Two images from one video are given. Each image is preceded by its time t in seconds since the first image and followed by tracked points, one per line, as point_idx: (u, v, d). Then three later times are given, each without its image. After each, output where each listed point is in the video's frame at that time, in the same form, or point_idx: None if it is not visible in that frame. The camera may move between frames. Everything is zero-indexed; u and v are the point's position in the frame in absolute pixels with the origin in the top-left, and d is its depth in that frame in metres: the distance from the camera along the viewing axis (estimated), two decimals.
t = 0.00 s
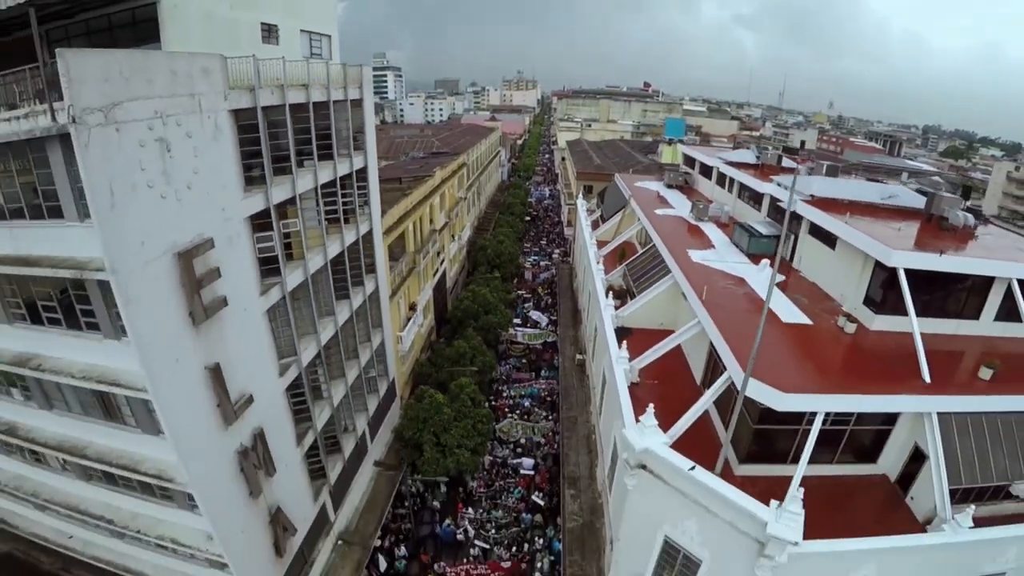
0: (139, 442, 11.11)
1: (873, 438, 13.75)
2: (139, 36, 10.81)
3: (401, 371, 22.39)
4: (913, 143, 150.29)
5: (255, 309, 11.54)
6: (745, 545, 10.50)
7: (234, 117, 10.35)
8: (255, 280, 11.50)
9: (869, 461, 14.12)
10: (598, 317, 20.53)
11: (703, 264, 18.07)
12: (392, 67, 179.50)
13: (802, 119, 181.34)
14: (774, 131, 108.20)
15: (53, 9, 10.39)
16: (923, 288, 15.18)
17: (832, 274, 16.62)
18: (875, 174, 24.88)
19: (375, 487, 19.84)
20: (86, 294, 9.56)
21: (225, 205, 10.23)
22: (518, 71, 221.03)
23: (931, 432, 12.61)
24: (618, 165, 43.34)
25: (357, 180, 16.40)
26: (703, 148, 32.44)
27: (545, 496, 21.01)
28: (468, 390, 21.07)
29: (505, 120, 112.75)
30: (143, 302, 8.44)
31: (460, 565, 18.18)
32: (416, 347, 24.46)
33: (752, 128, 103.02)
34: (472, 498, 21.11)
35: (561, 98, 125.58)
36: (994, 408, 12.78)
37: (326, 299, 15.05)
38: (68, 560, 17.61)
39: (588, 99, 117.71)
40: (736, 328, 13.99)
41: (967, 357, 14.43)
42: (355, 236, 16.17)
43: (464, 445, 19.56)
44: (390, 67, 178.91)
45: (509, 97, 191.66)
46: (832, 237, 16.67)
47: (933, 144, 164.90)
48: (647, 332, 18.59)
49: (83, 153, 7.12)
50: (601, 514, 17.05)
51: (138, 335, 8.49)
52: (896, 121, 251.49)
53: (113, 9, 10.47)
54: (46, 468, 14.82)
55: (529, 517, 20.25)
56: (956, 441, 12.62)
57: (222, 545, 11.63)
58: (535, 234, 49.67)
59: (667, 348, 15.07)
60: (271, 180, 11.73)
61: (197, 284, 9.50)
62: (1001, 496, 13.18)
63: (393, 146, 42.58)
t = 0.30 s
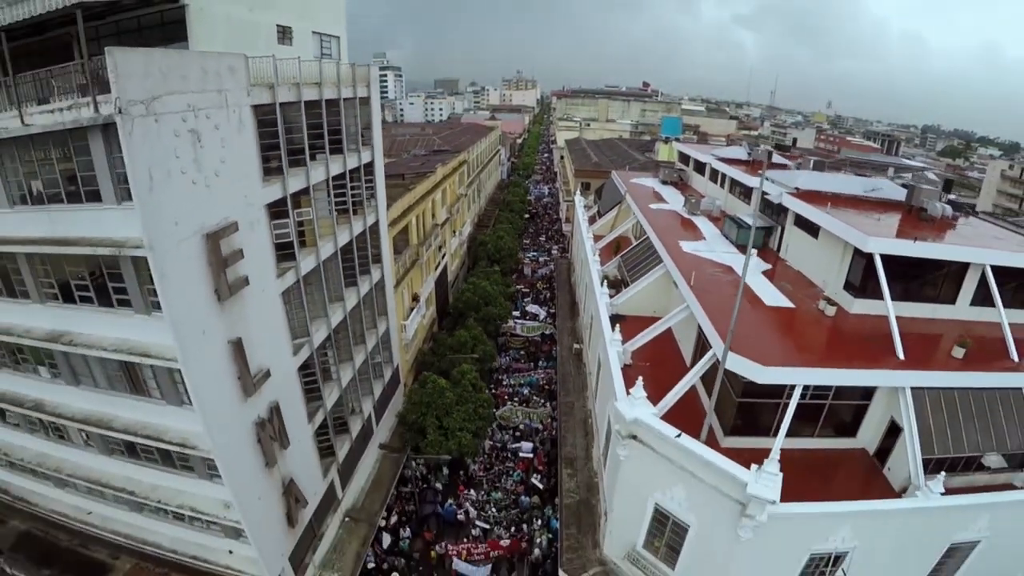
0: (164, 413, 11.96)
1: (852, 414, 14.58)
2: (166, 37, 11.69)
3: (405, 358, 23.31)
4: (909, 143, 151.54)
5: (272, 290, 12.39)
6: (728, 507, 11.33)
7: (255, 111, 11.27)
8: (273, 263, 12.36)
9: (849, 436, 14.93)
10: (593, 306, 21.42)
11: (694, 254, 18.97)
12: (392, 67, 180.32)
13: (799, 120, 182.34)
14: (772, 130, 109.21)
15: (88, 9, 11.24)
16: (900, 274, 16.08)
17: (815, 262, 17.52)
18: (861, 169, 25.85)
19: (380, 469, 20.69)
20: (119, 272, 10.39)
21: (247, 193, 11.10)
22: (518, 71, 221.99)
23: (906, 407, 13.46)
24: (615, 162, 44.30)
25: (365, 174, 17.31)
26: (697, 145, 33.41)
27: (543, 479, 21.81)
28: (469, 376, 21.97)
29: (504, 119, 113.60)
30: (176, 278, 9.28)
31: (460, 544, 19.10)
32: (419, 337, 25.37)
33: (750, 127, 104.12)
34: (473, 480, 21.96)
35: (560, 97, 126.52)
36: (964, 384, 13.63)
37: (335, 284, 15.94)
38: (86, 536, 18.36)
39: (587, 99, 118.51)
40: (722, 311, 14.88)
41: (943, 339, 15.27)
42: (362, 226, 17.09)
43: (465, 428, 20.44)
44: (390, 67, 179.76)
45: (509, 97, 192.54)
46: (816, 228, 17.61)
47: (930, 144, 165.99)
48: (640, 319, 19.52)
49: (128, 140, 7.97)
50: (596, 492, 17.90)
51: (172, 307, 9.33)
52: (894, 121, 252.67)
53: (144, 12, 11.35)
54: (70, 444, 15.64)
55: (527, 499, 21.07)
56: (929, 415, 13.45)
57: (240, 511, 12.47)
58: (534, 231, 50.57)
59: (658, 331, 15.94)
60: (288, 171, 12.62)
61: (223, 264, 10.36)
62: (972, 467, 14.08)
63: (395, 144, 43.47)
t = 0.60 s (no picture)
0: (186, 390, 12.82)
1: (833, 394, 15.43)
2: (189, 40, 12.57)
3: (408, 348, 24.21)
4: (905, 142, 152.76)
5: (287, 276, 13.27)
6: (712, 476, 12.19)
7: (273, 108, 12.20)
8: (287, 251, 13.24)
9: (831, 415, 15.75)
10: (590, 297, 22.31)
11: (685, 246, 19.89)
12: (392, 67, 181.29)
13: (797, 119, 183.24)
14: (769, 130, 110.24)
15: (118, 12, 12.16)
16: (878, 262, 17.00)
17: (800, 252, 18.43)
18: (848, 165, 26.80)
19: (385, 453, 21.56)
20: (148, 256, 11.24)
21: (266, 184, 11.98)
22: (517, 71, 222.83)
23: (882, 385, 14.31)
24: (613, 161, 45.26)
25: (371, 170, 18.21)
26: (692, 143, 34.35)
27: (541, 464, 22.66)
28: (470, 364, 22.88)
29: (504, 118, 114.56)
30: (204, 261, 10.14)
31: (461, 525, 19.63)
32: (421, 328, 26.29)
33: (747, 127, 105.20)
34: (474, 465, 22.82)
35: (559, 97, 127.40)
36: (936, 363, 14.51)
37: (343, 273, 16.81)
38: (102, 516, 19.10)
39: (586, 99, 119.46)
40: (709, 297, 15.80)
41: (919, 324, 16.13)
42: (368, 219, 17.99)
43: (466, 414, 21.36)
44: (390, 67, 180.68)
45: (508, 97, 193.36)
46: (800, 220, 18.53)
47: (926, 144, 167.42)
48: (634, 308, 20.45)
49: (163, 133, 8.85)
50: (592, 472, 18.78)
51: (199, 288, 10.20)
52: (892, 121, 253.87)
53: (170, 15, 12.27)
54: (92, 424, 16.46)
55: (525, 483, 21.89)
56: (904, 392, 14.29)
57: (257, 483, 13.34)
58: (533, 228, 51.51)
59: (649, 317, 16.84)
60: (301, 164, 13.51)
61: (245, 249, 11.23)
62: (947, 444, 14.86)
63: (397, 142, 44.37)
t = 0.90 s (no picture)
0: (200, 375, 13.46)
1: (820, 381, 16.05)
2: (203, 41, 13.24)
3: (410, 341, 24.89)
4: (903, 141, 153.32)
5: (297, 267, 13.93)
6: (702, 455, 12.84)
7: (284, 107, 12.89)
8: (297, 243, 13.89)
9: (818, 401, 16.34)
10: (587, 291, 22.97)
11: (679, 241, 20.56)
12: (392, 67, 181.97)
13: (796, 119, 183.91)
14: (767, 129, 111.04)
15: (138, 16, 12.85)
16: (864, 255, 17.68)
17: (789, 245, 19.13)
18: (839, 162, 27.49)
19: (388, 442, 22.20)
20: (167, 246, 11.89)
21: (278, 178, 12.64)
22: (517, 71, 223.89)
23: (866, 371, 14.96)
24: (611, 159, 45.97)
25: (376, 167, 18.89)
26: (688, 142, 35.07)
27: (540, 454, 23.27)
28: (471, 356, 23.54)
29: (503, 118, 115.10)
30: (221, 250, 10.79)
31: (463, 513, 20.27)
32: (423, 322, 26.96)
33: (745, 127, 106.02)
34: (474, 455, 23.46)
35: (558, 97, 128.15)
36: (917, 350, 15.18)
37: (349, 266, 17.47)
38: (114, 502, 19.68)
39: (585, 99, 120.08)
40: (700, 289, 16.48)
41: (903, 314, 16.77)
42: (372, 215, 18.65)
43: (467, 404, 22.02)
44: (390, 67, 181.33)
45: (508, 97, 194.06)
46: (790, 215, 19.21)
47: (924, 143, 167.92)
48: (629, 300, 21.14)
49: (185, 130, 9.50)
50: (589, 459, 19.45)
51: (217, 276, 10.85)
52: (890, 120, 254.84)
53: (187, 18, 12.97)
54: (106, 410, 17.09)
55: (524, 473, 22.51)
56: (887, 377, 14.93)
57: (268, 465, 14.00)
58: (532, 226, 52.19)
59: (644, 308, 17.51)
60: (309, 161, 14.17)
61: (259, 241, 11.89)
62: (929, 428, 15.44)
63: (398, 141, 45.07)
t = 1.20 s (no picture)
0: (215, 360, 14.21)
1: (805, 368, 16.79)
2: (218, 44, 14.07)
3: (412, 334, 25.67)
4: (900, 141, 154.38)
5: (308, 258, 14.69)
6: (691, 435, 13.59)
7: (296, 106, 13.68)
8: (307, 234, 14.66)
9: (804, 387, 17.08)
10: (584, 285, 23.77)
11: (672, 236, 21.34)
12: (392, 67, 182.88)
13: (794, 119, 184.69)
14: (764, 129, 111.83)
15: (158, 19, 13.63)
16: (848, 248, 18.45)
17: (778, 239, 19.93)
18: (829, 160, 28.27)
19: (391, 431, 22.94)
20: (186, 237, 12.64)
21: (291, 173, 13.43)
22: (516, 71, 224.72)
23: (848, 356, 15.71)
24: (609, 159, 46.78)
25: (380, 164, 19.68)
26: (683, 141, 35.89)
27: (538, 443, 23.97)
28: (471, 348, 24.31)
29: (503, 118, 115.90)
30: (239, 240, 11.57)
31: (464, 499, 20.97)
32: (425, 316, 27.77)
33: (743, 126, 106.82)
34: (474, 444, 24.17)
35: (557, 97, 128.88)
36: (897, 337, 15.93)
37: (354, 260, 18.22)
38: (126, 487, 20.39)
39: (584, 99, 120.90)
40: (691, 280, 17.27)
41: (886, 304, 17.51)
42: (376, 210, 19.46)
43: (468, 394, 22.79)
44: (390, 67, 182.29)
45: (507, 97, 194.83)
46: (778, 210, 20.01)
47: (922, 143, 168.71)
48: (624, 293, 21.93)
49: (208, 127, 10.28)
50: (585, 445, 20.21)
51: (235, 263, 11.64)
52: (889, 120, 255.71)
53: (204, 22, 13.76)
54: (122, 396, 17.82)
55: (522, 462, 23.20)
56: (868, 362, 15.69)
57: (280, 446, 14.76)
58: (532, 225, 52.97)
59: (637, 299, 18.30)
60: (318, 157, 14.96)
61: (274, 232, 12.68)
62: (910, 412, 16.17)
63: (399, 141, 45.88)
